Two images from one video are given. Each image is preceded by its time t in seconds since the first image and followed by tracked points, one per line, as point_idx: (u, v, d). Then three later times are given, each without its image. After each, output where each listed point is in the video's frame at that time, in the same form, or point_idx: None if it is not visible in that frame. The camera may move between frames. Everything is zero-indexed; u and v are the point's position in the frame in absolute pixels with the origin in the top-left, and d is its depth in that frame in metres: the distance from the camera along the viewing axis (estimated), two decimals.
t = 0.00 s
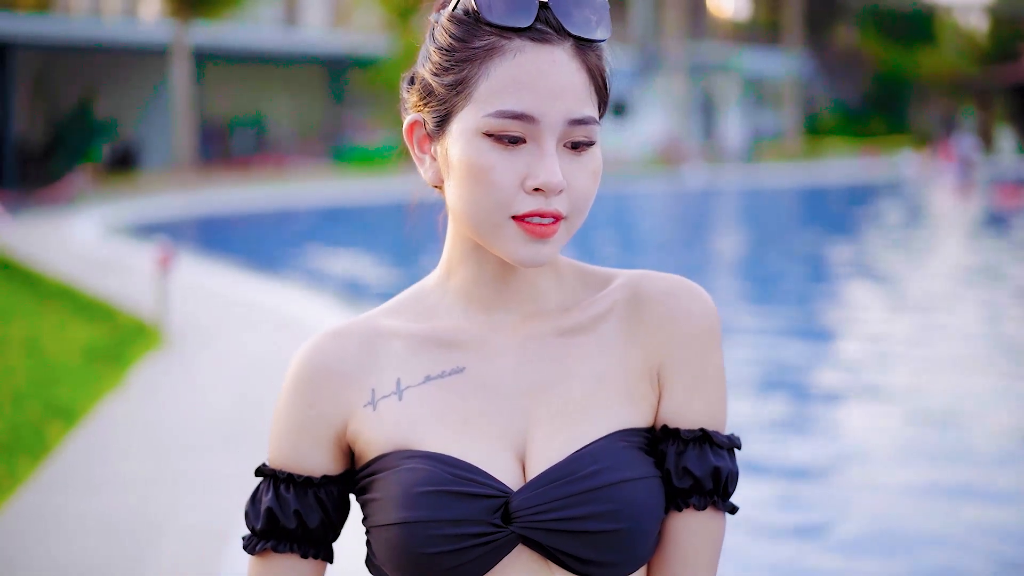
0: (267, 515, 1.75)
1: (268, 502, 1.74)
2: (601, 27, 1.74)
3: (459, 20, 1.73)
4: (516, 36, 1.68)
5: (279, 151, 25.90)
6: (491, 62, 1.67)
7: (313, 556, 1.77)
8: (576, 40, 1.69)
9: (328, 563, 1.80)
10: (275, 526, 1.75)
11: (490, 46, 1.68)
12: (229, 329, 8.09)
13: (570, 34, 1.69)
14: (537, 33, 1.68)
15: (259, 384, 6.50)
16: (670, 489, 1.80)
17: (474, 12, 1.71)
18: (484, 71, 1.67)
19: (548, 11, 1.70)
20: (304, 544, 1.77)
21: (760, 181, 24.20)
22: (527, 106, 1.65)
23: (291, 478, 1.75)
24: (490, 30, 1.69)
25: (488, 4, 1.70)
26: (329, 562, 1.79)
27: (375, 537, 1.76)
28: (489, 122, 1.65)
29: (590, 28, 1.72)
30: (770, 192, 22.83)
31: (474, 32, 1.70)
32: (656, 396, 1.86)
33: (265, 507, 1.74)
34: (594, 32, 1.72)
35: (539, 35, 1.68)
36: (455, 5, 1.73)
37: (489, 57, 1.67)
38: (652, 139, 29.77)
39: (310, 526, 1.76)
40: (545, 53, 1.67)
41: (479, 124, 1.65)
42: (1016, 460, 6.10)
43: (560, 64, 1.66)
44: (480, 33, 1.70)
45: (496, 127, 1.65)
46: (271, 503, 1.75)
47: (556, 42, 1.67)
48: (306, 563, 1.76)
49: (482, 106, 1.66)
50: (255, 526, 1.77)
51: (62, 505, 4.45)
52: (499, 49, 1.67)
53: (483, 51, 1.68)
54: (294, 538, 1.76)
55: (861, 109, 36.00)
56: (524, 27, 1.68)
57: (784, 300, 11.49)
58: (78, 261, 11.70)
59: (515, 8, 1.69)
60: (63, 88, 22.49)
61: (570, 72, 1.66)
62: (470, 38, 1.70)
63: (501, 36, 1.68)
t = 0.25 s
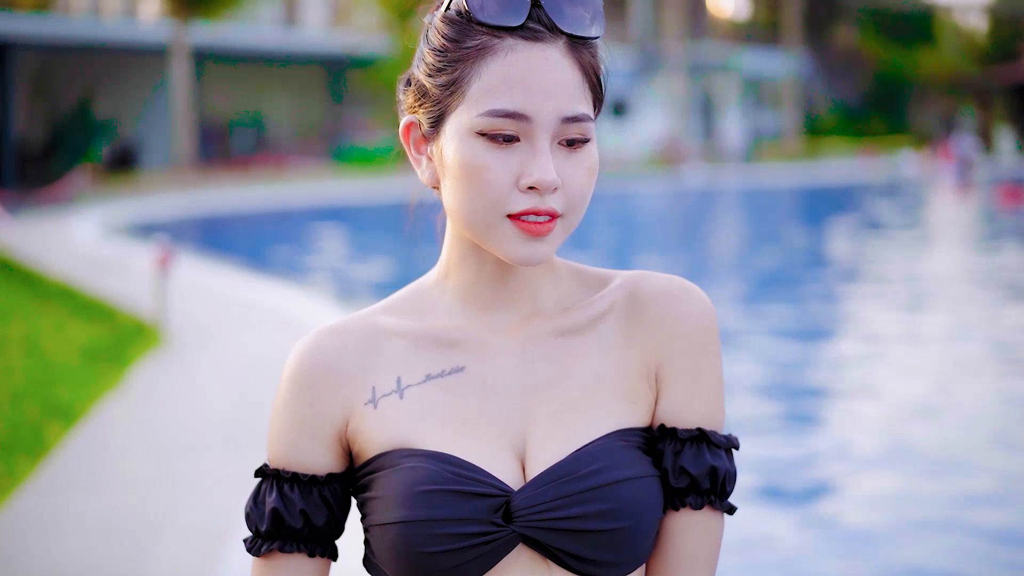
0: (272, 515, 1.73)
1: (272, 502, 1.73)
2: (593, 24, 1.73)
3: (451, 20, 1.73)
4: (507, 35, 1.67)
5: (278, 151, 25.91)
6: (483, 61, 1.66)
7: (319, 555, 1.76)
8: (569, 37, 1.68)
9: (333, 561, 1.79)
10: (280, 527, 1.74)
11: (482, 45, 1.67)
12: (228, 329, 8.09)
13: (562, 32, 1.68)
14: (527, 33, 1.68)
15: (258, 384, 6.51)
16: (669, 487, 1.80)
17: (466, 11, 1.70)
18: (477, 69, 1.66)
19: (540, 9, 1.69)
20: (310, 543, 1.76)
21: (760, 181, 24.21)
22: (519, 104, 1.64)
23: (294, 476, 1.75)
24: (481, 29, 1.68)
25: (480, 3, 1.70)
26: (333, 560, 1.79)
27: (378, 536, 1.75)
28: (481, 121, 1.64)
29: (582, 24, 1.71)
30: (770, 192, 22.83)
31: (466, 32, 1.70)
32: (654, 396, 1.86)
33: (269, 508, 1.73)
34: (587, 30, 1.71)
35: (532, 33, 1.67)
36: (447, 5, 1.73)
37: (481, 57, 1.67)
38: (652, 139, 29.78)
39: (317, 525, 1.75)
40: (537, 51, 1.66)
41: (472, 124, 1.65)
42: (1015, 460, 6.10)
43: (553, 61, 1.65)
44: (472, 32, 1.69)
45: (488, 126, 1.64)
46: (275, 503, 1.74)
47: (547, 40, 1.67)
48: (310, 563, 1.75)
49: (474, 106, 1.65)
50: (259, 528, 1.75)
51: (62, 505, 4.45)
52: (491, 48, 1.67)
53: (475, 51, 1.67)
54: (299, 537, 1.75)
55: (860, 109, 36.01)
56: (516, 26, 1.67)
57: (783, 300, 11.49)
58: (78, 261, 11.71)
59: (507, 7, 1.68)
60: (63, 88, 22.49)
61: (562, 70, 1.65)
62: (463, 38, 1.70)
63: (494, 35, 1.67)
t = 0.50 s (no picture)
0: (277, 513, 1.73)
1: (276, 500, 1.72)
2: (586, 23, 1.73)
3: (444, 22, 1.72)
4: (499, 36, 1.67)
5: (278, 151, 25.94)
6: (476, 62, 1.66)
7: (321, 551, 1.76)
8: (561, 37, 1.68)
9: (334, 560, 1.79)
10: (285, 525, 1.74)
11: (474, 46, 1.67)
12: (229, 329, 8.10)
13: (555, 32, 1.68)
14: (520, 33, 1.67)
15: (259, 383, 6.51)
16: (668, 489, 1.80)
17: (458, 12, 1.70)
18: (470, 70, 1.66)
19: (532, 9, 1.69)
20: (314, 541, 1.76)
21: (760, 181, 24.22)
22: (513, 104, 1.64)
23: (297, 475, 1.74)
24: (474, 30, 1.68)
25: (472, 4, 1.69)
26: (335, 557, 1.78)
27: (381, 534, 1.74)
28: (474, 122, 1.64)
29: (574, 23, 1.71)
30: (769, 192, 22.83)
31: (460, 34, 1.69)
32: (651, 397, 1.87)
33: (273, 506, 1.72)
34: (580, 29, 1.71)
35: (524, 33, 1.67)
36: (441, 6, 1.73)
37: (475, 56, 1.66)
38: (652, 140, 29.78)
39: (322, 523, 1.76)
40: (530, 51, 1.66)
41: (465, 125, 1.65)
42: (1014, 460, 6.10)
43: (546, 60, 1.65)
44: (464, 33, 1.69)
45: (482, 126, 1.64)
46: (280, 501, 1.73)
47: (540, 39, 1.67)
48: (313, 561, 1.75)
49: (468, 107, 1.65)
50: (263, 527, 1.74)
51: (62, 505, 4.46)
52: (483, 49, 1.67)
53: (468, 52, 1.67)
54: (302, 535, 1.75)
55: (860, 109, 36.02)
56: (508, 27, 1.67)
57: (783, 301, 11.49)
58: (79, 261, 11.73)
59: (499, 7, 1.68)
60: (63, 88, 22.51)
61: (555, 71, 1.65)
62: (456, 39, 1.69)
63: (486, 36, 1.67)
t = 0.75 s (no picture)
0: (282, 511, 1.70)
1: (281, 498, 1.69)
2: (578, 20, 1.73)
3: (436, 22, 1.72)
4: (490, 34, 1.67)
5: (278, 151, 25.95)
6: (468, 61, 1.66)
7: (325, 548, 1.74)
8: (553, 35, 1.68)
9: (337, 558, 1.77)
10: (289, 523, 1.71)
11: (465, 46, 1.67)
12: (229, 329, 8.10)
13: (546, 30, 1.68)
14: (511, 32, 1.67)
15: (258, 383, 6.51)
16: (666, 489, 1.80)
17: (450, 12, 1.70)
18: (461, 70, 1.66)
19: (524, 7, 1.69)
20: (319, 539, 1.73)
21: (760, 181, 24.21)
22: (504, 103, 1.64)
23: (300, 470, 1.71)
24: (466, 30, 1.68)
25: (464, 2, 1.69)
26: (338, 554, 1.76)
27: (383, 534, 1.71)
28: (466, 121, 1.64)
29: (565, 21, 1.70)
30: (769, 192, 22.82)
31: (451, 34, 1.69)
32: (648, 397, 1.87)
33: (279, 504, 1.69)
34: (572, 26, 1.71)
35: (515, 32, 1.67)
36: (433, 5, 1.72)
37: (466, 57, 1.66)
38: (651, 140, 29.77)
39: (329, 519, 1.73)
40: (522, 49, 1.66)
41: (457, 124, 1.64)
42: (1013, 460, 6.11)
43: (538, 59, 1.65)
44: (456, 32, 1.69)
45: (474, 125, 1.63)
46: (285, 498, 1.70)
47: (532, 38, 1.67)
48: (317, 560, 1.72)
49: (461, 104, 1.65)
50: (267, 526, 1.71)
51: (62, 505, 4.46)
52: (475, 47, 1.66)
53: (460, 51, 1.67)
54: (306, 532, 1.72)
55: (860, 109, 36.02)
56: (499, 26, 1.67)
57: (782, 301, 11.48)
58: (80, 261, 11.73)
59: (490, 7, 1.68)
60: (63, 88, 22.52)
61: (547, 69, 1.65)
62: (448, 39, 1.69)
63: (477, 34, 1.67)
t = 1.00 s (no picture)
0: (296, 507, 1.68)
1: (295, 493, 1.68)
2: (570, 17, 1.72)
3: (428, 21, 1.72)
4: (481, 32, 1.67)
5: (279, 151, 25.95)
6: (459, 58, 1.66)
7: (333, 542, 1.72)
8: (544, 32, 1.68)
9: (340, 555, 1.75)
10: (304, 518, 1.69)
11: (456, 43, 1.67)
12: (229, 329, 8.09)
13: (537, 27, 1.68)
14: (501, 29, 1.67)
15: (258, 383, 6.51)
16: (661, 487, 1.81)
17: (440, 12, 1.70)
18: (452, 68, 1.66)
19: (515, 5, 1.69)
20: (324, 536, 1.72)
21: (760, 181, 24.20)
22: (495, 100, 1.63)
23: (311, 466, 1.69)
24: (456, 28, 1.68)
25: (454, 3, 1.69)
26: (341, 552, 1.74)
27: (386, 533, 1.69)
28: (456, 118, 1.63)
29: (557, 17, 1.70)
30: (770, 192, 22.81)
31: (443, 32, 1.69)
32: (645, 396, 1.87)
33: (291, 500, 1.67)
34: (563, 24, 1.70)
35: (505, 29, 1.67)
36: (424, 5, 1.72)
37: (457, 54, 1.66)
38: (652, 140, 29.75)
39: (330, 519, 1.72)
40: (511, 46, 1.65)
41: (449, 122, 1.64)
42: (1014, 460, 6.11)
43: (526, 57, 1.65)
44: (447, 31, 1.69)
45: (463, 123, 1.63)
46: (299, 493, 1.68)
47: (522, 36, 1.67)
48: (327, 558, 1.71)
49: (452, 102, 1.64)
50: (278, 523, 1.69)
51: (62, 505, 4.45)
52: (466, 45, 1.66)
53: (451, 49, 1.67)
54: (316, 527, 1.70)
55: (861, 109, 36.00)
56: (489, 24, 1.66)
57: (782, 301, 11.47)
58: (80, 261, 11.72)
59: (481, 4, 1.68)
60: (64, 88, 22.52)
61: (537, 66, 1.65)
62: (440, 37, 1.69)
63: (468, 33, 1.67)
